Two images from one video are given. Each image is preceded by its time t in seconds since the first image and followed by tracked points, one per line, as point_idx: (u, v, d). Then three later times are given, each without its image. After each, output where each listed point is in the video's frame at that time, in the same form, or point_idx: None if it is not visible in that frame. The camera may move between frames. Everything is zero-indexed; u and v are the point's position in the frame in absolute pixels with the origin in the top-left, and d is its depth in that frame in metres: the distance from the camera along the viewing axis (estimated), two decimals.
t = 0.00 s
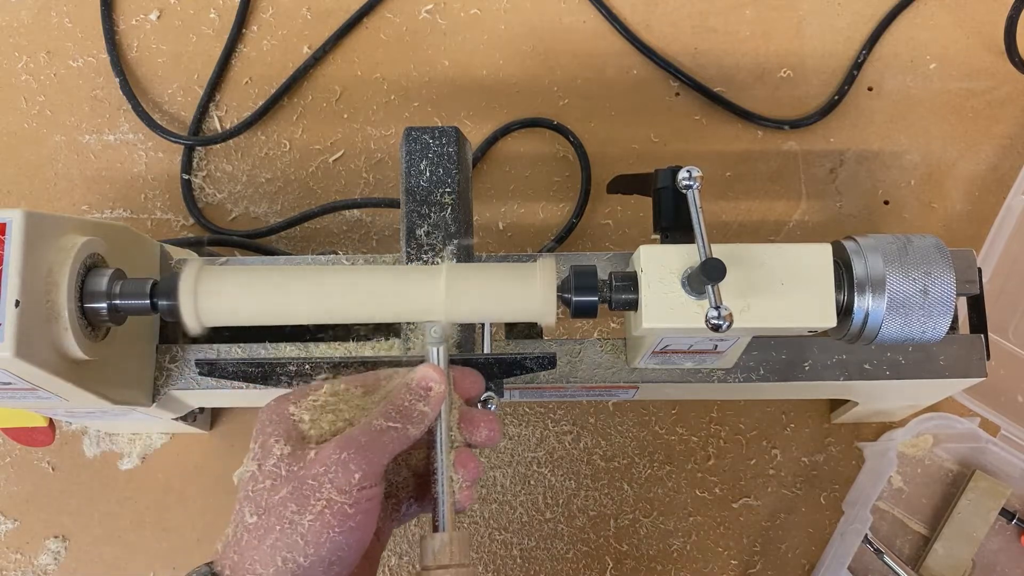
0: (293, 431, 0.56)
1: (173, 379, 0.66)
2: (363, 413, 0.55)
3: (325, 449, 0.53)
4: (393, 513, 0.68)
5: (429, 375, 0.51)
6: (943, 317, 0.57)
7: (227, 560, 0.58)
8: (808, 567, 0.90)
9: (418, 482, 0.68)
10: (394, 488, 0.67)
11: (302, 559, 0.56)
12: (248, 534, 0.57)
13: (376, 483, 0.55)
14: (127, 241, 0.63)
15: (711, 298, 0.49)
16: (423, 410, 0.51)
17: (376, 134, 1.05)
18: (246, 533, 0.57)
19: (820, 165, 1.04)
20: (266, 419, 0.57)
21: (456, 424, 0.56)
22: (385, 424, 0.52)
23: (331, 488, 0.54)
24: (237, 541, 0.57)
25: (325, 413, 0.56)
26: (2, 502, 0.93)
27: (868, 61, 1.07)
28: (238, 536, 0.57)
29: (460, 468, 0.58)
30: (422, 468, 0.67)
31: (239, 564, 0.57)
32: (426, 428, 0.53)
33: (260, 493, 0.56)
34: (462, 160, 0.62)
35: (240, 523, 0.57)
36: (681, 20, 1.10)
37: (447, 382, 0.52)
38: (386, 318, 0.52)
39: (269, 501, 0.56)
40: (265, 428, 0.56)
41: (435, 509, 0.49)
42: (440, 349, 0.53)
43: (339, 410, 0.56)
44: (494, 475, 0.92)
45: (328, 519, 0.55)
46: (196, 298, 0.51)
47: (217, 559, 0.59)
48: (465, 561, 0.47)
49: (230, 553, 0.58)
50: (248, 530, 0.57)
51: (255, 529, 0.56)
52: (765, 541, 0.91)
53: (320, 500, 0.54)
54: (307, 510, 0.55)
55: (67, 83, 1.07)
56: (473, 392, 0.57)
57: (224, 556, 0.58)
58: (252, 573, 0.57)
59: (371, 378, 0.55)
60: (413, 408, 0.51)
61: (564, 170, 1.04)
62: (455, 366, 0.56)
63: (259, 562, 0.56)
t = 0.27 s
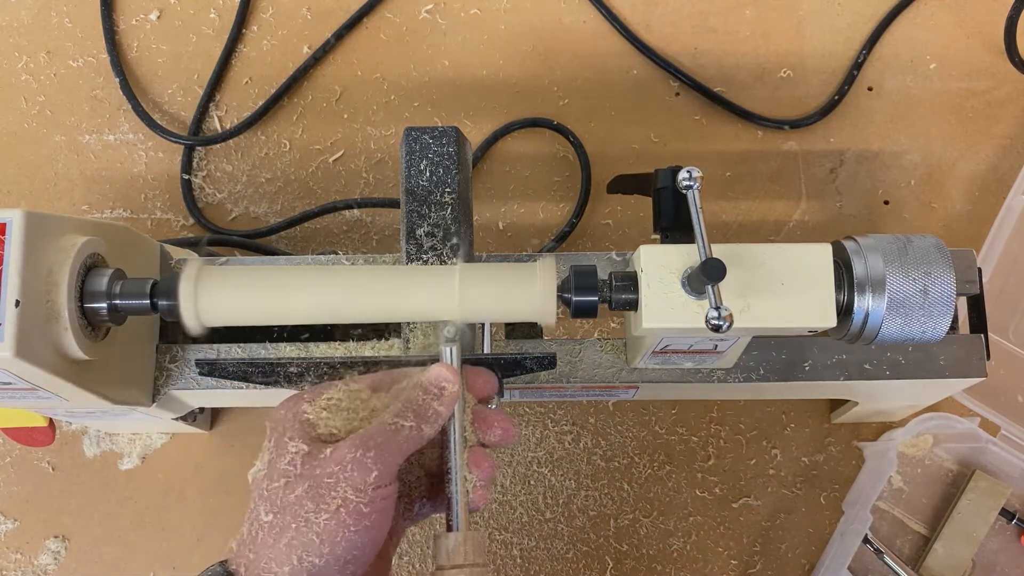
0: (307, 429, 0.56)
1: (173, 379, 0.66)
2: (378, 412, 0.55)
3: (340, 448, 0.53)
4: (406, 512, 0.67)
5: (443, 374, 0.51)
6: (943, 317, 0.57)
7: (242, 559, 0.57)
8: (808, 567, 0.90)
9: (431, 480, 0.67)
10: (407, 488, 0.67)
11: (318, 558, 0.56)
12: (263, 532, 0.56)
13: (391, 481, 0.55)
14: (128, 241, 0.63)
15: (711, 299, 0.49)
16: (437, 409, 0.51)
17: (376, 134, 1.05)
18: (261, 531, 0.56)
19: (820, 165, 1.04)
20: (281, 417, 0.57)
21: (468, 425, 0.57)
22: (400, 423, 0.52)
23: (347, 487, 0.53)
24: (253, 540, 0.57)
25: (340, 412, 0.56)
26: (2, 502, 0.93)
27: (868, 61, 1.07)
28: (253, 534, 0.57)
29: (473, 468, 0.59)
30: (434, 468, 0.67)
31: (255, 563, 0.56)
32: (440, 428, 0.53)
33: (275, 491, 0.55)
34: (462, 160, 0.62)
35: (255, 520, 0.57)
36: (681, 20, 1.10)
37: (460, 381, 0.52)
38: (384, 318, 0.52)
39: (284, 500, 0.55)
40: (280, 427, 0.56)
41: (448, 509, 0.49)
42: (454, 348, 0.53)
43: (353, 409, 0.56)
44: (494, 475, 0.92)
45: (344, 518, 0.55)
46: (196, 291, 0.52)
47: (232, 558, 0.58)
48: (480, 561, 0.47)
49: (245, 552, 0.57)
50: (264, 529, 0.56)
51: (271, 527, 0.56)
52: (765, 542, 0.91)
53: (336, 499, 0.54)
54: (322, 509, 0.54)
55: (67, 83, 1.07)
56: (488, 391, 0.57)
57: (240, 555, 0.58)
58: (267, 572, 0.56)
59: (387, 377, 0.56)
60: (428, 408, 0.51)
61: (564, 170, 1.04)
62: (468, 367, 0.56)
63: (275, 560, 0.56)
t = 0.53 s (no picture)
0: (322, 428, 0.56)
1: (173, 379, 0.66)
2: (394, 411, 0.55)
3: (356, 448, 0.53)
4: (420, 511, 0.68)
5: (456, 374, 0.52)
6: (943, 318, 0.57)
7: (258, 557, 0.58)
8: (808, 567, 0.90)
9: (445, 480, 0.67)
10: (421, 488, 0.66)
11: (334, 558, 0.56)
12: (279, 531, 0.56)
13: (407, 481, 0.56)
14: (128, 241, 0.63)
15: (711, 299, 0.49)
16: (451, 409, 0.52)
17: (376, 134, 1.05)
18: (278, 529, 0.56)
19: (820, 165, 1.04)
20: (295, 415, 0.56)
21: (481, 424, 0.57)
22: (415, 421, 0.52)
23: (362, 486, 0.54)
24: (269, 538, 0.57)
25: (355, 411, 0.56)
26: (2, 502, 0.93)
27: (868, 61, 1.07)
28: (269, 533, 0.57)
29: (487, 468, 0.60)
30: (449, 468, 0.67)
31: (270, 561, 0.57)
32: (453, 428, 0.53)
33: (291, 490, 0.56)
34: (462, 161, 0.62)
35: (271, 519, 0.57)
36: (681, 20, 1.10)
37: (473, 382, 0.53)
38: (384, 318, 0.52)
39: (300, 499, 0.55)
40: (295, 426, 0.56)
41: (462, 508, 0.50)
42: (468, 348, 0.53)
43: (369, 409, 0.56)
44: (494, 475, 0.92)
45: (360, 517, 0.55)
46: (197, 284, 0.52)
47: (247, 557, 0.58)
48: (494, 561, 0.47)
49: (261, 550, 0.58)
50: (280, 528, 0.56)
51: (288, 526, 0.56)
52: (764, 542, 0.91)
53: (352, 498, 0.54)
54: (339, 508, 0.54)
55: (67, 83, 1.07)
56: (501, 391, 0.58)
57: (256, 553, 0.58)
58: (283, 570, 0.56)
59: (404, 376, 0.55)
60: (442, 408, 0.52)
61: (564, 170, 1.04)
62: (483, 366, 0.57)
63: (291, 559, 0.56)
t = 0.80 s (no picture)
0: (337, 427, 0.55)
1: (173, 378, 0.66)
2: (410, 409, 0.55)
3: (371, 447, 0.53)
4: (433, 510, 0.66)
5: (470, 374, 0.52)
6: (943, 318, 0.57)
7: (274, 556, 0.58)
8: (808, 567, 0.90)
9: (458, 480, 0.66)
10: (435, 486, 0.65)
11: (350, 557, 0.55)
12: (295, 530, 0.56)
13: (421, 480, 0.55)
14: (127, 241, 0.63)
15: (711, 299, 0.49)
16: (466, 408, 0.52)
17: (376, 134, 1.05)
18: (293, 528, 0.56)
19: (820, 165, 1.04)
20: (311, 414, 0.56)
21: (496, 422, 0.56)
22: (430, 420, 0.52)
23: (377, 486, 0.53)
24: (284, 537, 0.57)
25: (370, 410, 0.56)
26: (2, 503, 0.93)
27: (868, 61, 1.07)
28: (284, 532, 0.57)
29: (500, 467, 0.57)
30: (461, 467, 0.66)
31: (287, 559, 0.57)
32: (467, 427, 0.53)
33: (307, 489, 0.55)
34: (462, 161, 0.62)
35: (287, 518, 0.56)
36: (681, 20, 1.10)
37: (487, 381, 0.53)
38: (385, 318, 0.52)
39: (316, 498, 0.55)
40: (310, 424, 0.56)
41: (476, 508, 0.50)
42: (481, 348, 0.53)
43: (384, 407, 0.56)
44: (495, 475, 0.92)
45: (376, 516, 0.54)
46: (197, 282, 0.52)
47: (263, 555, 0.58)
48: (508, 560, 0.47)
49: (276, 548, 0.57)
50: (296, 527, 0.56)
51: (303, 525, 0.55)
52: (764, 542, 0.91)
53: (368, 498, 0.54)
54: (355, 507, 0.54)
55: (67, 83, 1.07)
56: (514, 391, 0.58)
57: (271, 551, 0.58)
58: (300, 569, 0.56)
59: (417, 375, 0.56)
60: (458, 408, 0.52)
61: (564, 171, 1.04)
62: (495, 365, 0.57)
63: (307, 558, 0.56)
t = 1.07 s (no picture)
0: (351, 426, 0.56)
1: (173, 378, 0.66)
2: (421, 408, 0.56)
3: (385, 446, 0.54)
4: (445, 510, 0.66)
5: (483, 374, 0.52)
6: (943, 318, 0.57)
7: (288, 555, 0.57)
8: (808, 567, 0.90)
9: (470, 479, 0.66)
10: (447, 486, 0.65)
11: (364, 556, 0.56)
12: (309, 529, 0.56)
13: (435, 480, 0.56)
14: (128, 241, 0.63)
15: (711, 299, 0.49)
16: (481, 409, 0.52)
17: (376, 134, 1.05)
18: (307, 527, 0.56)
19: (820, 165, 1.04)
20: (325, 413, 0.57)
21: (508, 423, 0.57)
22: (443, 420, 0.53)
23: (391, 485, 0.54)
24: (298, 536, 0.57)
25: (383, 409, 0.57)
26: (2, 503, 0.93)
27: (868, 61, 1.07)
28: (298, 531, 0.57)
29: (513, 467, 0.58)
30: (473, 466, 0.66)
31: (300, 559, 0.56)
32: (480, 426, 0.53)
33: (321, 487, 0.56)
34: (462, 161, 0.62)
35: (301, 517, 0.57)
36: (681, 20, 1.10)
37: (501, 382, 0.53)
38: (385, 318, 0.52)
39: (331, 496, 0.55)
40: (325, 424, 0.57)
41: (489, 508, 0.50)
42: (494, 348, 0.54)
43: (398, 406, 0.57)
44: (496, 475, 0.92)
45: (390, 516, 0.55)
46: (197, 283, 0.52)
47: (276, 553, 0.58)
48: (522, 560, 0.47)
49: (290, 547, 0.57)
50: (310, 526, 0.56)
51: (318, 524, 0.56)
52: (765, 542, 0.91)
53: (382, 497, 0.54)
54: (369, 507, 0.54)
55: (67, 83, 1.07)
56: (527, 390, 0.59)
57: (285, 550, 0.58)
58: (314, 568, 0.56)
59: (427, 375, 0.56)
60: (472, 409, 0.52)
61: (564, 171, 1.04)
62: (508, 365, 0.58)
63: (320, 557, 0.56)
